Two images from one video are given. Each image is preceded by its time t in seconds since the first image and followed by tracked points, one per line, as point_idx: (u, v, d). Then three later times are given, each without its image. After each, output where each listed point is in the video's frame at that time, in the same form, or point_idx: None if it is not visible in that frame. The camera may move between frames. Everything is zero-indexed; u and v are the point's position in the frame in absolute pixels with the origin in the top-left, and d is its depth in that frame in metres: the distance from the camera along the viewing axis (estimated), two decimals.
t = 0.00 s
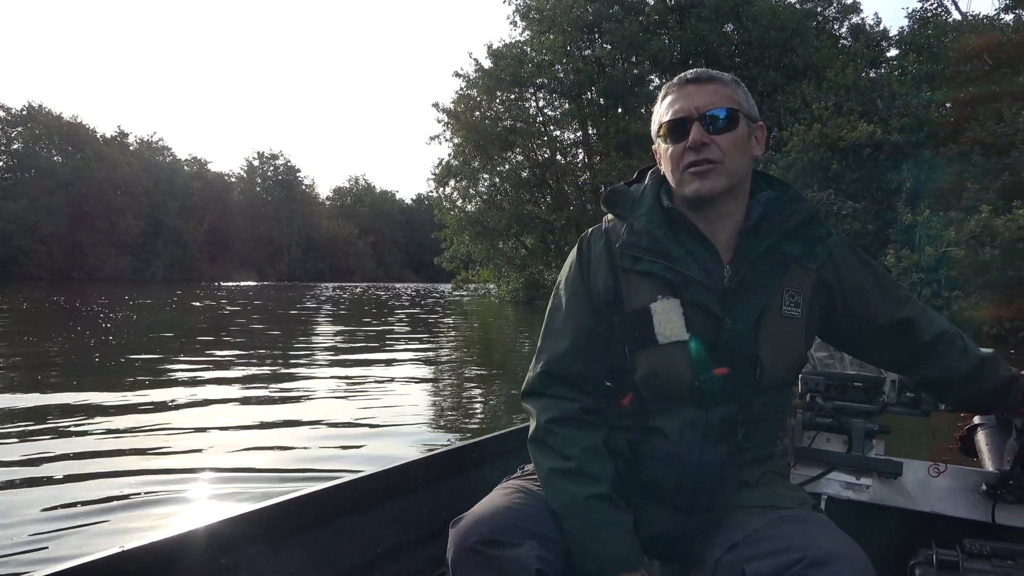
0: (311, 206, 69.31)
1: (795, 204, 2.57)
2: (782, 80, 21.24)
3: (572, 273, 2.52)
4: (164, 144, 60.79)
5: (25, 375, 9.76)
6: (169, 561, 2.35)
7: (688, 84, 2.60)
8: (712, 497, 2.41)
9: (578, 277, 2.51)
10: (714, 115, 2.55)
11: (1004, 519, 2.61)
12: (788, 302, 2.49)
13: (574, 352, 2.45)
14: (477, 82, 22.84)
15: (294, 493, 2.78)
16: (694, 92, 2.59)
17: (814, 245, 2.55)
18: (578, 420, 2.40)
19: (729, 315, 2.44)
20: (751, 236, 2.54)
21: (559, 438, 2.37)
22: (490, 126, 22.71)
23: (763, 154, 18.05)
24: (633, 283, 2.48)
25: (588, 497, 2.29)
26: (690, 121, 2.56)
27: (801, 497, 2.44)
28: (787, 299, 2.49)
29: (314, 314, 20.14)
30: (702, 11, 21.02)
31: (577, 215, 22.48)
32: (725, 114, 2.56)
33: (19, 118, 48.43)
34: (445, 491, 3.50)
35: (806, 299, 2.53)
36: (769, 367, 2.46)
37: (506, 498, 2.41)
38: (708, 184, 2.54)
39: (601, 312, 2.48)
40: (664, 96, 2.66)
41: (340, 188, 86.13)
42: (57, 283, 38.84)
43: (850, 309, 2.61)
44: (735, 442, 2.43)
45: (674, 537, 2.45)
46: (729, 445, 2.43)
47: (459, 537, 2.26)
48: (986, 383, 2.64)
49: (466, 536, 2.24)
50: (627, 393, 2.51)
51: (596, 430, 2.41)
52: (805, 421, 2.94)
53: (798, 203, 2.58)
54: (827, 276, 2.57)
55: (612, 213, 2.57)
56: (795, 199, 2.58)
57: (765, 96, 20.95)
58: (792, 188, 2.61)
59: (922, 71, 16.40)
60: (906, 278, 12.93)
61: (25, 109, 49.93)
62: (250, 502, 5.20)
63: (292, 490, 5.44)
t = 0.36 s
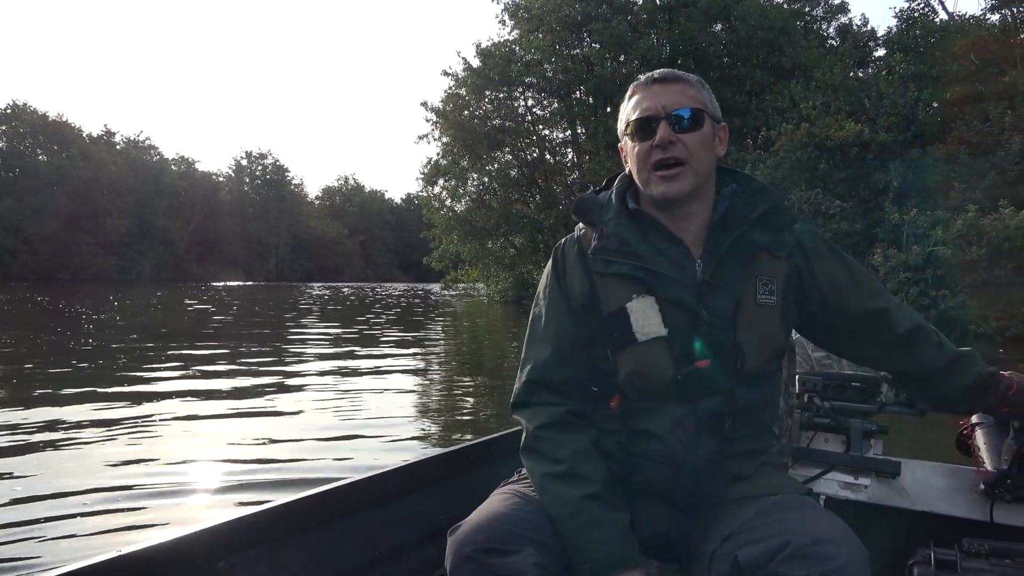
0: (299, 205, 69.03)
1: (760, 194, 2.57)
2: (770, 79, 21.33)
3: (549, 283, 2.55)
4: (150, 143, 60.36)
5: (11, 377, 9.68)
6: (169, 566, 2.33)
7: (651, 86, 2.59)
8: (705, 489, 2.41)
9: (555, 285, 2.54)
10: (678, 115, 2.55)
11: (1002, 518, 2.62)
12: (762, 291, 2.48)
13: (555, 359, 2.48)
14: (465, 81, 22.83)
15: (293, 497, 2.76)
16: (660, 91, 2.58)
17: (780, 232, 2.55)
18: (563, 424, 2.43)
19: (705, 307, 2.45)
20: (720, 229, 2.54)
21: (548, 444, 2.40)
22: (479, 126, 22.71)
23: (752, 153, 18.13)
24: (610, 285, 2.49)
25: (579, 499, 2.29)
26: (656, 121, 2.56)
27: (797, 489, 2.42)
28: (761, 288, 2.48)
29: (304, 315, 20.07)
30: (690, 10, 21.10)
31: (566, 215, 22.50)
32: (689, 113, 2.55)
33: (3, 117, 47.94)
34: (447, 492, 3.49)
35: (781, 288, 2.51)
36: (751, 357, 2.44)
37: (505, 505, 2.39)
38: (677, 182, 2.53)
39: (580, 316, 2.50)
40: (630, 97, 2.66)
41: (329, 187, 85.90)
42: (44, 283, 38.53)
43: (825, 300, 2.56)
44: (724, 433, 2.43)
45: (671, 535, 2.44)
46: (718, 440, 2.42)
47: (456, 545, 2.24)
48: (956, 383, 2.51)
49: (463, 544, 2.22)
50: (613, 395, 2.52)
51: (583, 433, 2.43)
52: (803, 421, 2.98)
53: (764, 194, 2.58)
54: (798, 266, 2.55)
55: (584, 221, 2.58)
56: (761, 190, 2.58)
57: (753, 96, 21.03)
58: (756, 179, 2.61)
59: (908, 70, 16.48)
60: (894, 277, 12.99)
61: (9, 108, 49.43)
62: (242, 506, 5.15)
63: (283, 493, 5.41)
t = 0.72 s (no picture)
0: (288, 204, 68.80)
1: (752, 191, 2.53)
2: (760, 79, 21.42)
3: (543, 287, 2.53)
4: (138, 141, 59.96)
5: None
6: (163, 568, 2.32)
7: (637, 88, 2.54)
8: (703, 488, 2.39)
9: (549, 289, 2.51)
10: (664, 116, 2.50)
11: (1002, 516, 2.64)
12: (755, 288, 2.44)
13: (551, 362, 2.46)
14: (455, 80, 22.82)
15: (286, 502, 2.73)
16: (645, 93, 2.53)
17: (773, 229, 2.49)
18: (559, 426, 2.41)
19: (699, 306, 2.41)
20: (712, 227, 2.51)
21: (544, 445, 2.39)
22: (469, 124, 22.71)
23: (741, 153, 18.21)
24: (604, 288, 2.46)
25: (574, 500, 2.28)
26: (643, 123, 2.50)
27: (794, 494, 2.41)
28: (754, 285, 2.44)
29: (293, 314, 19.98)
30: (680, 9, 21.21)
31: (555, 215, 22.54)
32: (674, 115, 2.50)
33: None
34: (446, 495, 3.47)
35: (775, 284, 2.47)
36: (747, 356, 2.42)
37: (500, 505, 2.38)
38: (667, 182, 2.47)
39: (574, 319, 2.48)
40: (615, 101, 2.61)
41: (318, 186, 85.54)
42: (31, 283, 38.16)
43: (821, 296, 2.50)
44: (722, 431, 2.41)
45: (670, 534, 2.43)
46: (716, 439, 2.41)
47: (448, 543, 2.22)
48: (953, 375, 2.50)
49: (455, 542, 2.21)
50: (609, 398, 2.50)
51: (579, 435, 2.41)
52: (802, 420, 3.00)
53: (755, 192, 2.54)
54: (792, 264, 2.50)
55: (576, 223, 2.55)
56: (752, 188, 2.55)
57: (743, 95, 21.08)
58: (747, 177, 2.58)
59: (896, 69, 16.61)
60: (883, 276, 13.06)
61: None
62: (234, 508, 5.14)
63: (275, 495, 5.37)
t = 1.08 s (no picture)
0: (288, 201, 68.77)
1: (765, 194, 2.51)
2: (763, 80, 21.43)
3: (552, 287, 2.51)
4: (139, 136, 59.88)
5: None
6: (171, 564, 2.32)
7: (656, 87, 2.51)
8: (710, 493, 2.36)
9: (558, 290, 2.49)
10: (682, 117, 2.47)
11: (1012, 524, 2.61)
12: (767, 293, 2.41)
13: (558, 364, 2.44)
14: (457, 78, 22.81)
15: (291, 497, 2.72)
16: (664, 93, 2.51)
17: (786, 234, 2.46)
18: (566, 427, 2.39)
19: (710, 311, 2.39)
20: (724, 230, 2.48)
21: (549, 447, 2.36)
22: (470, 123, 22.72)
23: (743, 154, 18.22)
24: (613, 290, 2.43)
25: (579, 502, 2.26)
26: (660, 123, 2.48)
27: (802, 502, 2.39)
28: (766, 290, 2.41)
29: (293, 311, 19.96)
30: (684, 10, 21.24)
31: (556, 214, 22.54)
32: (692, 115, 2.47)
33: None
34: (450, 493, 3.46)
35: (787, 289, 2.44)
36: (757, 360, 2.39)
37: (504, 504, 2.37)
38: (681, 183, 2.46)
39: (583, 321, 2.45)
40: (632, 99, 2.59)
41: (319, 183, 85.49)
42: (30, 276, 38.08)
43: (833, 300, 2.48)
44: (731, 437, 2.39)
45: (675, 538, 2.40)
46: (724, 444, 2.39)
47: (451, 540, 2.24)
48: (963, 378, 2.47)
49: (458, 540, 2.22)
50: (616, 400, 2.47)
51: (585, 436, 2.38)
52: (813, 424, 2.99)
53: (768, 196, 2.52)
54: (805, 269, 2.47)
55: (586, 224, 2.53)
56: (765, 191, 2.53)
57: (745, 97, 21.05)
58: (760, 180, 2.56)
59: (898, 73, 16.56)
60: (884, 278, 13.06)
61: None
62: (234, 504, 5.13)
63: (275, 492, 5.36)
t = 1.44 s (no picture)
0: (280, 201, 68.55)
1: (759, 189, 2.50)
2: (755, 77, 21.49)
3: (547, 287, 2.50)
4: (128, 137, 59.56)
5: None
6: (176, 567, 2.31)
7: (648, 83, 2.51)
8: (709, 491, 2.36)
9: (552, 289, 2.49)
10: (676, 112, 2.47)
11: (1012, 518, 2.62)
12: (764, 288, 2.41)
13: (554, 363, 2.43)
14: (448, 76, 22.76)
15: (291, 494, 2.70)
16: (657, 88, 2.50)
17: (781, 229, 2.46)
18: (564, 426, 2.38)
19: (706, 308, 2.38)
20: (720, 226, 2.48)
21: (548, 447, 2.35)
22: (461, 122, 22.76)
23: (735, 150, 18.25)
24: (608, 289, 2.42)
25: (579, 500, 2.25)
26: (653, 118, 2.48)
27: (801, 496, 2.38)
28: (763, 285, 2.41)
29: (286, 312, 19.89)
30: (675, 6, 21.28)
31: (548, 212, 22.56)
32: (685, 110, 2.47)
33: None
34: (452, 490, 3.46)
35: (782, 284, 2.44)
36: (754, 357, 2.38)
37: (502, 501, 2.36)
38: (678, 178, 2.44)
39: (579, 319, 2.44)
40: (625, 95, 2.59)
41: (311, 184, 85.20)
42: (20, 279, 37.78)
43: (829, 295, 2.47)
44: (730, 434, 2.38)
45: (676, 535, 2.39)
46: (723, 442, 2.39)
47: (449, 538, 2.22)
48: (957, 369, 2.46)
49: (455, 537, 2.20)
50: (614, 399, 2.47)
51: (584, 435, 2.37)
52: (814, 420, 2.99)
53: (763, 190, 2.51)
54: (802, 264, 2.47)
55: (581, 221, 2.52)
56: (760, 186, 2.52)
57: (737, 93, 21.07)
58: (754, 175, 2.55)
59: (892, 68, 16.07)
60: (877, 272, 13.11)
61: None
62: (230, 504, 5.11)
63: (272, 492, 5.35)
